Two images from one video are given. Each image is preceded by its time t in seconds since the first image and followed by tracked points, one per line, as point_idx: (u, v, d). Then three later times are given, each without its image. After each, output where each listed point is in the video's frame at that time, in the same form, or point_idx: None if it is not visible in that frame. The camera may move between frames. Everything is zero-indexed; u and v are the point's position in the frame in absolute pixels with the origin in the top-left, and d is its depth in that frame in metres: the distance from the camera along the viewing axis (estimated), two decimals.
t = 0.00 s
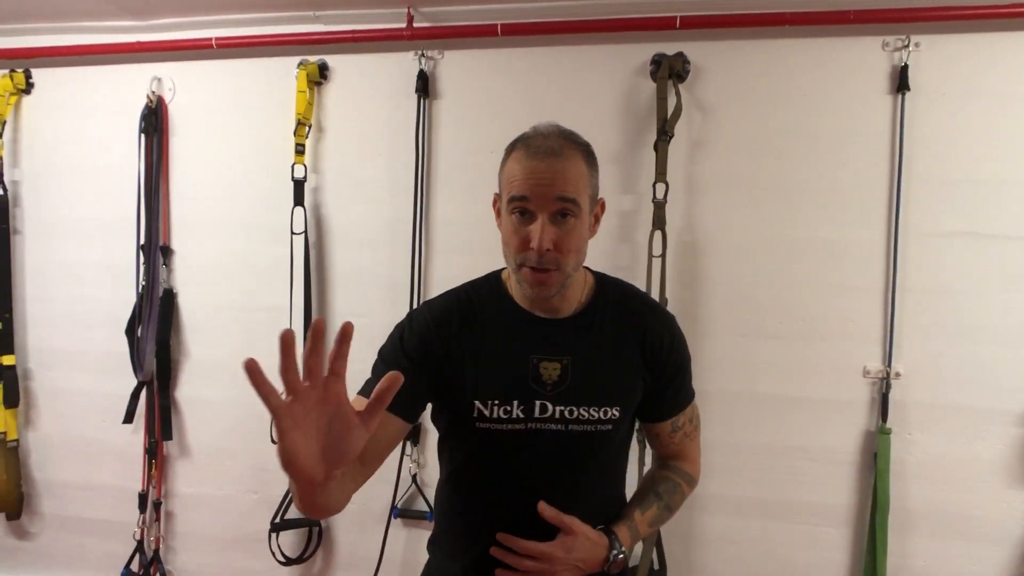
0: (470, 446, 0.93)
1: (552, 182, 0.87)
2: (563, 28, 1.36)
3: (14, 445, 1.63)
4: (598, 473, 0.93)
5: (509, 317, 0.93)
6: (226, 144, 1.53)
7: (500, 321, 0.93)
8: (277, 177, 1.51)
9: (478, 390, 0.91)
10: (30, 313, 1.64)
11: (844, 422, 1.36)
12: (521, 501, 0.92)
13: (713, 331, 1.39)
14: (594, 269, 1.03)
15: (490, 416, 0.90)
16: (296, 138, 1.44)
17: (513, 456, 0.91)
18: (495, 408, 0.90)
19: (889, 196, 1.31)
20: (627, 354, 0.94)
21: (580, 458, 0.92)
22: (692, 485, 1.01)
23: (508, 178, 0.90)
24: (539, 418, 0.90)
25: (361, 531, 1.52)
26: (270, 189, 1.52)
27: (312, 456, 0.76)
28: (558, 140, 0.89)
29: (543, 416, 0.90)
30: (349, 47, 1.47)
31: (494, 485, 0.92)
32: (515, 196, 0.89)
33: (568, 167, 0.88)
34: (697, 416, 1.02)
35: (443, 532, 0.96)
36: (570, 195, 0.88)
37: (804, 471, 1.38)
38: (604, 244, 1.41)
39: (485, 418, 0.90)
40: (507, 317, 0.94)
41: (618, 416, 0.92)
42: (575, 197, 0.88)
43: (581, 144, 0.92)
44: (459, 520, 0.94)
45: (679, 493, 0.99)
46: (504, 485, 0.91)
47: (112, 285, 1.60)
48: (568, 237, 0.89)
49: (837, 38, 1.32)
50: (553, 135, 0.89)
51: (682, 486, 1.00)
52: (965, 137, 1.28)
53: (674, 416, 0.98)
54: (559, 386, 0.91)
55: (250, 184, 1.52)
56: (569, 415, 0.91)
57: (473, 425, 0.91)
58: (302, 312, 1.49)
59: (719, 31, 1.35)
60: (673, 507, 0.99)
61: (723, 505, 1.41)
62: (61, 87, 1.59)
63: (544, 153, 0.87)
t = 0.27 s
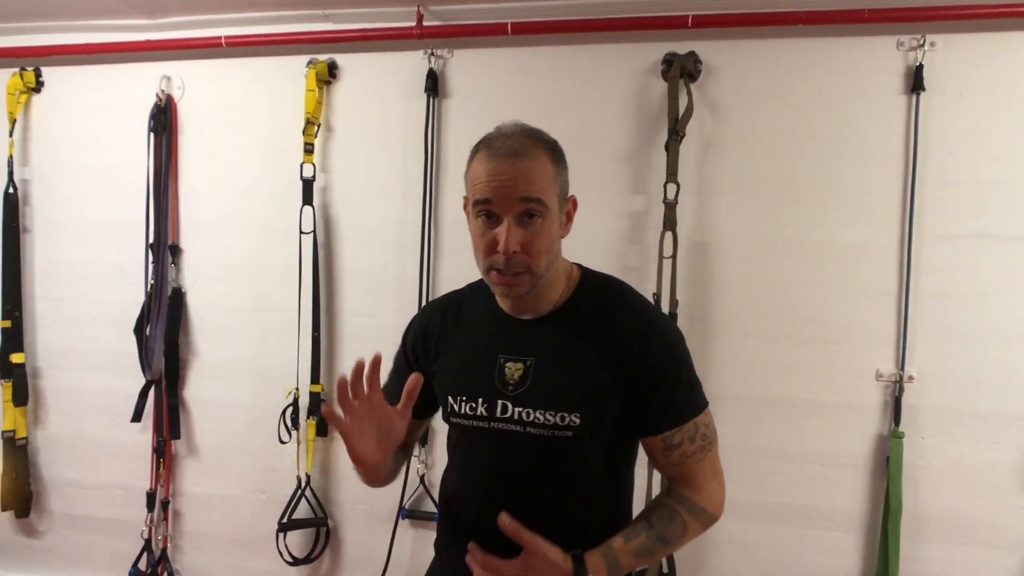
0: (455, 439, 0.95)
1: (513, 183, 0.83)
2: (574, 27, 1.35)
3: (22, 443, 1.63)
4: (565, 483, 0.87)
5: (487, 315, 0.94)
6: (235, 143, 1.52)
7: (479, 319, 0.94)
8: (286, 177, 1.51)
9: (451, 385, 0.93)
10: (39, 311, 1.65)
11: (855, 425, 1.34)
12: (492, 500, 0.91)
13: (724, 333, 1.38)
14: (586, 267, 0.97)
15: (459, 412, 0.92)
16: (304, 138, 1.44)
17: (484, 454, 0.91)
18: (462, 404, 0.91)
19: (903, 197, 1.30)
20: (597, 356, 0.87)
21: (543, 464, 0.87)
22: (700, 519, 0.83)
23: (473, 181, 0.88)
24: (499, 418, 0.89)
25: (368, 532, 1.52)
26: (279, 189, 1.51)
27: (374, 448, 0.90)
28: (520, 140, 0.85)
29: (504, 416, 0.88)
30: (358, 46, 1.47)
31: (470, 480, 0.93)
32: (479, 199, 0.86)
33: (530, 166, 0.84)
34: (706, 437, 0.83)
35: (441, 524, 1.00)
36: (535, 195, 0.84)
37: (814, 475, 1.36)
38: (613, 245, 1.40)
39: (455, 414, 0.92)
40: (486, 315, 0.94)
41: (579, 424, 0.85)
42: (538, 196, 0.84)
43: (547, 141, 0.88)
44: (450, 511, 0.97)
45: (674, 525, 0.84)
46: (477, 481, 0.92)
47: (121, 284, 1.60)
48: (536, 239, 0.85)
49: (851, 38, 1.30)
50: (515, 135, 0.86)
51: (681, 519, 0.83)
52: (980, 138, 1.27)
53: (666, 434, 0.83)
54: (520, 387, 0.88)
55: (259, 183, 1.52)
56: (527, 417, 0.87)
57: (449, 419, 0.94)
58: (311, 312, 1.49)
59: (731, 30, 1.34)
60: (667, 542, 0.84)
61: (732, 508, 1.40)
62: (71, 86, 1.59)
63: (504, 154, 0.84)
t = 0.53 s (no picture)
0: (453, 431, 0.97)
1: (493, 194, 0.81)
2: (582, 23, 1.34)
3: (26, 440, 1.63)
4: (546, 478, 0.86)
5: (482, 311, 0.96)
6: (240, 139, 1.52)
7: (475, 313, 0.97)
8: (292, 173, 1.50)
9: (448, 376, 0.96)
10: (43, 308, 1.64)
11: (863, 424, 1.34)
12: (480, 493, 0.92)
13: (731, 331, 1.38)
14: (580, 262, 0.95)
15: (452, 402, 0.94)
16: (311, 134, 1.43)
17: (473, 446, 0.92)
18: (454, 395, 0.94)
19: (912, 196, 1.29)
20: (576, 353, 0.85)
21: (524, 460, 0.87)
22: (684, 538, 0.78)
23: (452, 191, 0.85)
24: (483, 410, 0.90)
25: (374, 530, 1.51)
26: (285, 185, 1.51)
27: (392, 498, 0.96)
28: (498, 147, 0.82)
29: (487, 409, 0.89)
30: (365, 42, 1.46)
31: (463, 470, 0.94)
32: (459, 212, 0.84)
33: (510, 175, 0.81)
34: (684, 448, 0.81)
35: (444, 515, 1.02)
36: (514, 206, 0.82)
37: (821, 474, 1.36)
38: (621, 243, 1.39)
39: (449, 404, 0.95)
40: (481, 310, 0.96)
41: (555, 420, 0.84)
42: (519, 206, 0.82)
43: (526, 143, 0.84)
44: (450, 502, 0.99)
45: (655, 548, 0.78)
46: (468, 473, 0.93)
47: (125, 281, 1.59)
48: (520, 247, 0.84)
49: (861, 35, 1.30)
50: (493, 142, 0.83)
51: (663, 542, 0.78)
52: (991, 136, 1.26)
53: (645, 435, 0.80)
54: (503, 380, 0.89)
55: (264, 180, 1.51)
56: (506, 411, 0.87)
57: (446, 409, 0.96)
58: (317, 310, 1.49)
59: (740, 27, 1.33)
60: (648, 568, 0.77)
61: (739, 507, 1.40)
62: (75, 81, 1.58)
63: (481, 164, 0.81)
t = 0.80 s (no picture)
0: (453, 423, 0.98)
1: (503, 167, 0.83)
2: (583, 21, 1.34)
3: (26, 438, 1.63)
4: (548, 470, 0.87)
5: (484, 302, 0.97)
6: (239, 136, 1.51)
7: (477, 304, 0.97)
8: (292, 171, 1.50)
9: (449, 367, 0.96)
10: (43, 305, 1.64)
11: (863, 422, 1.34)
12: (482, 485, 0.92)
13: (731, 329, 1.38)
14: (583, 254, 0.96)
15: (453, 393, 0.95)
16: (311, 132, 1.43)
17: (475, 438, 0.92)
18: (455, 386, 0.94)
19: (912, 194, 1.30)
20: (578, 343, 0.86)
21: (526, 451, 0.87)
22: (693, 525, 0.77)
23: (464, 166, 0.88)
24: (485, 400, 0.90)
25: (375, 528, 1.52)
26: (286, 183, 1.50)
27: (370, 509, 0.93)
28: (510, 124, 0.85)
29: (489, 399, 0.90)
30: (365, 40, 1.46)
31: (464, 462, 0.94)
32: (469, 184, 0.86)
33: (520, 150, 0.84)
34: (692, 437, 0.81)
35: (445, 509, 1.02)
36: (523, 181, 0.84)
37: (820, 471, 1.37)
38: (621, 241, 1.39)
39: (450, 395, 0.95)
40: (482, 301, 0.97)
41: (557, 409, 0.85)
42: (527, 181, 0.84)
43: (538, 125, 0.87)
44: (450, 495, 0.99)
45: (669, 536, 0.76)
46: (469, 465, 0.93)
47: (125, 279, 1.59)
48: (527, 225, 0.85)
49: (861, 33, 1.30)
50: (506, 119, 0.86)
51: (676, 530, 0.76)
52: (990, 135, 1.26)
53: (651, 425, 0.80)
54: (505, 370, 0.89)
55: (265, 177, 1.51)
56: (509, 400, 0.88)
57: (447, 402, 0.97)
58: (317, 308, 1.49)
59: (741, 25, 1.33)
60: (662, 557, 0.76)
61: (738, 504, 1.40)
62: (75, 78, 1.58)
63: (493, 138, 0.84)
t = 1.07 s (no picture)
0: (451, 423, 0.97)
1: (501, 160, 0.84)
2: (579, 19, 1.34)
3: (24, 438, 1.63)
4: (546, 467, 0.87)
5: (480, 302, 0.96)
6: (236, 135, 1.52)
7: (473, 304, 0.97)
8: (289, 170, 1.50)
9: (446, 367, 0.96)
10: (40, 305, 1.64)
11: (859, 419, 1.35)
12: (481, 485, 0.92)
13: (728, 327, 1.38)
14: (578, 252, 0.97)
15: (450, 393, 0.94)
16: (308, 130, 1.43)
17: (473, 438, 0.92)
18: (453, 386, 0.94)
19: (907, 191, 1.30)
20: (576, 341, 0.86)
21: (525, 449, 0.87)
22: (693, 520, 0.77)
23: (462, 159, 0.89)
24: (483, 399, 0.90)
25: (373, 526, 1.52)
26: (283, 182, 1.51)
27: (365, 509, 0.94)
28: (509, 117, 0.86)
29: (488, 399, 0.90)
30: (362, 38, 1.46)
31: (462, 462, 0.94)
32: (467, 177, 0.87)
33: (519, 143, 0.85)
34: (687, 431, 0.81)
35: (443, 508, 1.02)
36: (522, 174, 0.85)
37: (817, 468, 1.37)
38: (618, 239, 1.40)
39: (448, 395, 0.95)
40: (479, 301, 0.97)
41: (557, 407, 0.85)
42: (525, 174, 0.84)
43: (536, 121, 0.88)
44: (448, 496, 0.99)
45: (668, 535, 0.77)
46: (467, 465, 0.93)
47: (122, 278, 1.59)
48: (525, 219, 0.86)
49: (856, 31, 1.30)
50: (504, 113, 0.87)
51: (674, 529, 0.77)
52: (984, 132, 1.27)
53: (648, 421, 0.80)
54: (504, 370, 0.89)
55: (262, 176, 1.51)
56: (508, 399, 0.88)
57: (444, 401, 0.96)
58: (315, 306, 1.49)
59: (736, 23, 1.33)
60: (663, 557, 0.76)
61: (735, 501, 1.41)
62: (71, 77, 1.58)
63: (492, 132, 0.85)
